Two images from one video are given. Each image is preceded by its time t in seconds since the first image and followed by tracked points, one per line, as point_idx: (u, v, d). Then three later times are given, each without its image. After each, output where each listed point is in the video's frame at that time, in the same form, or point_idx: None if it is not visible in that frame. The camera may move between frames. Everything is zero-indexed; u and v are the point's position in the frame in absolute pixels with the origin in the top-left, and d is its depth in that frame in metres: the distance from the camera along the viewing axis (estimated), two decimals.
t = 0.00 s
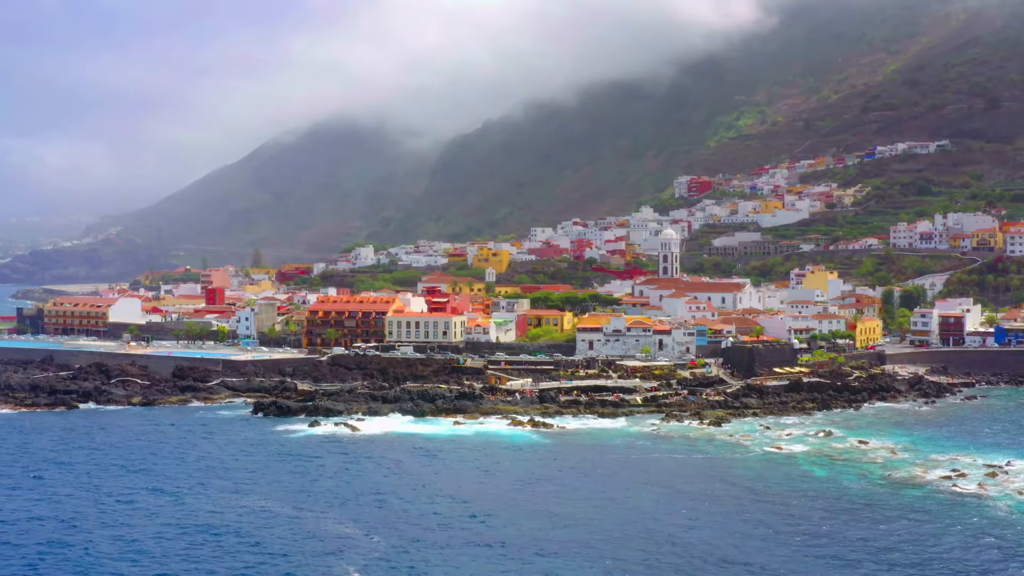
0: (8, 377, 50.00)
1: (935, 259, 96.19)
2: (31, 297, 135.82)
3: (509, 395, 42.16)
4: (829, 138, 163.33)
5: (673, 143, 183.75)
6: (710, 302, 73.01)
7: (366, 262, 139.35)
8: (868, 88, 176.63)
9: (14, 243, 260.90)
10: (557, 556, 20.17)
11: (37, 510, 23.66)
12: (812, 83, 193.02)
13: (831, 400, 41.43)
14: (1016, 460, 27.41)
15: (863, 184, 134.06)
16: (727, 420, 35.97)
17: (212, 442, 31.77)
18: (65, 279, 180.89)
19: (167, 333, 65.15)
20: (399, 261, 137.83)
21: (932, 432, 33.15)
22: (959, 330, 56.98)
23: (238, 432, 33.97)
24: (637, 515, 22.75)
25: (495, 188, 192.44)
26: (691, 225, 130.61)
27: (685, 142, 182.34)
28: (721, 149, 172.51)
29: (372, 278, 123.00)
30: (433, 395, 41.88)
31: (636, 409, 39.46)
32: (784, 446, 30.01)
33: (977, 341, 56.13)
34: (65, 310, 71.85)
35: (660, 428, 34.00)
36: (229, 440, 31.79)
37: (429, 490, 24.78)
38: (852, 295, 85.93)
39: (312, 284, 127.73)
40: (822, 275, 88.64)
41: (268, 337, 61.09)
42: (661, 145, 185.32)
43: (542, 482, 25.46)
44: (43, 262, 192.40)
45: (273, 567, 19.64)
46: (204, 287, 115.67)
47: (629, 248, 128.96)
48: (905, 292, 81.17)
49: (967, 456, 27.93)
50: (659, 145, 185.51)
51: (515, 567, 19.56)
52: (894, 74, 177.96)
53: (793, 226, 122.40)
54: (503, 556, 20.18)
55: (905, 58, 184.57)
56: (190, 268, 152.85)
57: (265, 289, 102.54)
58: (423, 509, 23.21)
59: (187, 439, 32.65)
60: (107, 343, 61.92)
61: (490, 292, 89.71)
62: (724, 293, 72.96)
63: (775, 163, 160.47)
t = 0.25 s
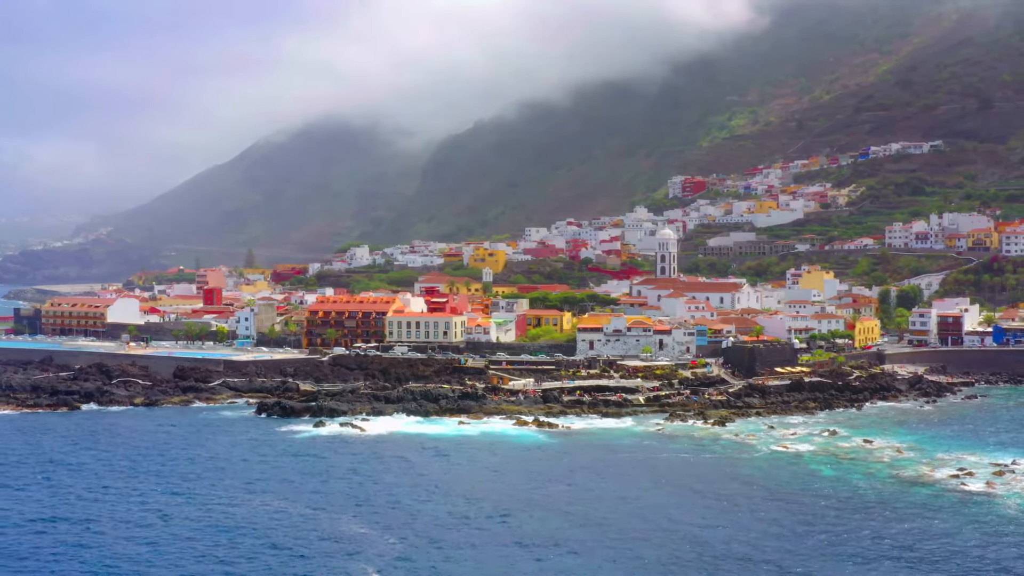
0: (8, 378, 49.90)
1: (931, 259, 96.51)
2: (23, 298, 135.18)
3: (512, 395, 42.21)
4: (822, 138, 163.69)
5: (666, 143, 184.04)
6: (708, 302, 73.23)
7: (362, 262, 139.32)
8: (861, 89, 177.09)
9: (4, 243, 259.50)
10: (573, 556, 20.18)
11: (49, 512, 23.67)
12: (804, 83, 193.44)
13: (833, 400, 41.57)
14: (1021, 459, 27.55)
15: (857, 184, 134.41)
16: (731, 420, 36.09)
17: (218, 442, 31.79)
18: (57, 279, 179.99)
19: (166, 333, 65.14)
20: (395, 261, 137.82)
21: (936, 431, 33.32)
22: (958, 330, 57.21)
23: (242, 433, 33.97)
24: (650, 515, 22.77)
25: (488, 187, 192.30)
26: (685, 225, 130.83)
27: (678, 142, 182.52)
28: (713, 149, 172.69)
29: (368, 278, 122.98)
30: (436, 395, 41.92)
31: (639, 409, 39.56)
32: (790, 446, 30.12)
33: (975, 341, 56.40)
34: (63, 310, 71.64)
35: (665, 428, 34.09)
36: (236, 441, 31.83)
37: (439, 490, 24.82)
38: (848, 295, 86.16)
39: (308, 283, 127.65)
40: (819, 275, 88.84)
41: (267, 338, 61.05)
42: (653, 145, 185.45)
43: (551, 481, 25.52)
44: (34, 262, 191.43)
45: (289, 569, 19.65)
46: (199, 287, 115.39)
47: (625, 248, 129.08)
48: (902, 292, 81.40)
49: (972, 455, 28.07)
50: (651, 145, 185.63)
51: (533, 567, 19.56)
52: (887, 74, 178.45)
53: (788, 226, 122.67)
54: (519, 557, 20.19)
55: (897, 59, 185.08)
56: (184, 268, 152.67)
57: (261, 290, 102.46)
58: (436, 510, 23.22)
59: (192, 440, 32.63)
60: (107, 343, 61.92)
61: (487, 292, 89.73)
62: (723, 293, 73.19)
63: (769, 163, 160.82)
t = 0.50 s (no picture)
0: (9, 378, 49.76)
1: (927, 259, 96.84)
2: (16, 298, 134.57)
3: (514, 395, 42.29)
4: (816, 138, 164.06)
5: (659, 143, 184.31)
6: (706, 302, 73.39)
7: (358, 262, 139.19)
8: (854, 89, 177.53)
9: None
10: (592, 556, 20.17)
11: (61, 513, 23.59)
12: (796, 83, 193.83)
13: (834, 399, 41.74)
14: None
15: (851, 185, 134.75)
16: (736, 419, 36.20)
17: (224, 442, 31.74)
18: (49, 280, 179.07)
19: (165, 333, 65.09)
20: (391, 261, 137.73)
21: (940, 430, 33.46)
22: (956, 330, 57.41)
23: (247, 434, 33.95)
24: (665, 515, 22.79)
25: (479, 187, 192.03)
26: (680, 225, 131.03)
27: (672, 142, 182.71)
28: (707, 150, 172.83)
29: (365, 278, 122.87)
30: (439, 395, 41.98)
31: (642, 409, 39.70)
32: (796, 445, 30.21)
33: (974, 340, 56.64)
34: (61, 310, 71.44)
35: (671, 427, 34.20)
36: (242, 441, 31.80)
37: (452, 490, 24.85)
38: (844, 295, 86.41)
39: (304, 284, 127.50)
40: (815, 275, 89.02)
41: (267, 338, 60.99)
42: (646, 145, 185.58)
43: (562, 481, 25.55)
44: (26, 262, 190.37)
45: (309, 568, 19.61)
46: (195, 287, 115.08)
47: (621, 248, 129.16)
48: (899, 291, 81.57)
49: (978, 454, 28.23)
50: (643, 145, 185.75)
51: (553, 567, 19.56)
52: (880, 74, 178.97)
53: (783, 226, 122.97)
54: (538, 556, 20.19)
55: (890, 59, 185.59)
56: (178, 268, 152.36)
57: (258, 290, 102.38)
58: (451, 509, 23.21)
59: (198, 440, 32.54)
60: (107, 343, 61.87)
61: (484, 292, 89.73)
62: (720, 293, 73.34)
63: (763, 162, 161.16)
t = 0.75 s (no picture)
0: (10, 378, 49.64)
1: (923, 259, 97.13)
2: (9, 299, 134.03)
3: (517, 395, 42.36)
4: (810, 138, 164.42)
5: (652, 143, 184.47)
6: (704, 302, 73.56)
7: (354, 262, 139.10)
8: (847, 89, 177.97)
9: None
10: (612, 557, 20.23)
11: (75, 512, 23.55)
12: (788, 83, 194.24)
13: (837, 399, 41.88)
14: None
15: (845, 185, 135.11)
16: (740, 419, 36.33)
17: (230, 442, 31.72)
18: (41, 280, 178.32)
19: (165, 333, 65.03)
20: (387, 261, 137.64)
21: (944, 430, 33.64)
22: (954, 329, 57.60)
23: (253, 434, 33.92)
24: (681, 516, 22.85)
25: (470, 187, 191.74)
26: (675, 225, 131.25)
27: (665, 142, 182.88)
28: (700, 150, 172.98)
29: (361, 278, 122.76)
30: (442, 395, 42.04)
31: (646, 409, 39.82)
32: (802, 444, 30.32)
33: (973, 339, 56.89)
34: (59, 310, 71.27)
35: (676, 427, 34.29)
36: (249, 442, 31.77)
37: (465, 490, 24.90)
38: (841, 294, 86.64)
39: (300, 284, 127.35)
40: (811, 275, 89.23)
41: (267, 338, 60.95)
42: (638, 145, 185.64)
43: (574, 482, 25.65)
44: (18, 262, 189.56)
45: (329, 568, 19.65)
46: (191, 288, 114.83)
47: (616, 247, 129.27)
48: (895, 291, 81.75)
49: (983, 453, 28.39)
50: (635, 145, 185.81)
51: (574, 567, 19.61)
52: (873, 75, 179.44)
53: (777, 226, 123.26)
54: (558, 556, 20.24)
55: (883, 59, 186.13)
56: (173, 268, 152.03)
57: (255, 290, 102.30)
58: (467, 510, 23.25)
59: (204, 440, 32.50)
60: (106, 343, 61.82)
61: (482, 292, 89.73)
62: (719, 293, 73.50)
63: (757, 162, 161.49)
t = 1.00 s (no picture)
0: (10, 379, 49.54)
1: (919, 259, 97.40)
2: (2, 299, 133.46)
3: (520, 395, 42.43)
4: (804, 139, 164.77)
5: (645, 143, 184.62)
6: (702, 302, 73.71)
7: (349, 262, 138.96)
8: (840, 90, 178.36)
9: None
10: (626, 557, 20.23)
11: (88, 515, 23.50)
12: (781, 84, 194.63)
13: (838, 399, 42.02)
14: None
15: (840, 185, 135.45)
16: (744, 418, 36.45)
17: (236, 443, 31.69)
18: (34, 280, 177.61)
19: (164, 334, 64.94)
20: (383, 261, 137.54)
21: (948, 430, 33.79)
22: (953, 329, 57.81)
23: (258, 435, 33.95)
24: (694, 518, 22.79)
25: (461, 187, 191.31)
26: (670, 225, 131.42)
27: (658, 141, 183.09)
28: (693, 151, 173.11)
29: (357, 278, 122.56)
30: (445, 395, 42.08)
31: (649, 408, 39.94)
32: (808, 444, 30.42)
33: (971, 339, 57.20)
34: (57, 310, 71.12)
35: (681, 426, 34.37)
36: (255, 442, 31.74)
37: (477, 490, 24.84)
38: (837, 294, 86.84)
39: (296, 284, 127.18)
40: (808, 275, 89.40)
41: (267, 338, 60.91)
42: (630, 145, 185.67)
43: (583, 482, 25.65)
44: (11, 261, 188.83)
45: (346, 569, 19.64)
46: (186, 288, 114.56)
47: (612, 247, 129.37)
48: (892, 291, 81.94)
49: (989, 453, 28.53)
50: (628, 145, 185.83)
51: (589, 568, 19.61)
52: (866, 75, 179.90)
53: (772, 226, 123.54)
54: (573, 556, 20.22)
55: (876, 60, 186.67)
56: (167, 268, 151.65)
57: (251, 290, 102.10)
58: (480, 511, 23.17)
59: (210, 440, 32.48)
60: (105, 344, 61.83)
61: (479, 292, 89.69)
62: (717, 293, 73.66)
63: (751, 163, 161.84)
